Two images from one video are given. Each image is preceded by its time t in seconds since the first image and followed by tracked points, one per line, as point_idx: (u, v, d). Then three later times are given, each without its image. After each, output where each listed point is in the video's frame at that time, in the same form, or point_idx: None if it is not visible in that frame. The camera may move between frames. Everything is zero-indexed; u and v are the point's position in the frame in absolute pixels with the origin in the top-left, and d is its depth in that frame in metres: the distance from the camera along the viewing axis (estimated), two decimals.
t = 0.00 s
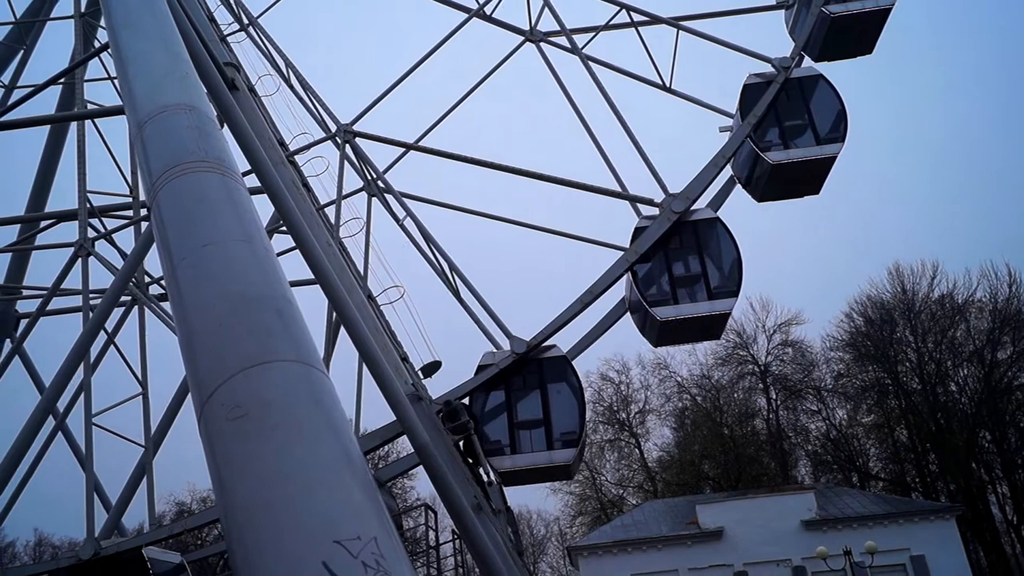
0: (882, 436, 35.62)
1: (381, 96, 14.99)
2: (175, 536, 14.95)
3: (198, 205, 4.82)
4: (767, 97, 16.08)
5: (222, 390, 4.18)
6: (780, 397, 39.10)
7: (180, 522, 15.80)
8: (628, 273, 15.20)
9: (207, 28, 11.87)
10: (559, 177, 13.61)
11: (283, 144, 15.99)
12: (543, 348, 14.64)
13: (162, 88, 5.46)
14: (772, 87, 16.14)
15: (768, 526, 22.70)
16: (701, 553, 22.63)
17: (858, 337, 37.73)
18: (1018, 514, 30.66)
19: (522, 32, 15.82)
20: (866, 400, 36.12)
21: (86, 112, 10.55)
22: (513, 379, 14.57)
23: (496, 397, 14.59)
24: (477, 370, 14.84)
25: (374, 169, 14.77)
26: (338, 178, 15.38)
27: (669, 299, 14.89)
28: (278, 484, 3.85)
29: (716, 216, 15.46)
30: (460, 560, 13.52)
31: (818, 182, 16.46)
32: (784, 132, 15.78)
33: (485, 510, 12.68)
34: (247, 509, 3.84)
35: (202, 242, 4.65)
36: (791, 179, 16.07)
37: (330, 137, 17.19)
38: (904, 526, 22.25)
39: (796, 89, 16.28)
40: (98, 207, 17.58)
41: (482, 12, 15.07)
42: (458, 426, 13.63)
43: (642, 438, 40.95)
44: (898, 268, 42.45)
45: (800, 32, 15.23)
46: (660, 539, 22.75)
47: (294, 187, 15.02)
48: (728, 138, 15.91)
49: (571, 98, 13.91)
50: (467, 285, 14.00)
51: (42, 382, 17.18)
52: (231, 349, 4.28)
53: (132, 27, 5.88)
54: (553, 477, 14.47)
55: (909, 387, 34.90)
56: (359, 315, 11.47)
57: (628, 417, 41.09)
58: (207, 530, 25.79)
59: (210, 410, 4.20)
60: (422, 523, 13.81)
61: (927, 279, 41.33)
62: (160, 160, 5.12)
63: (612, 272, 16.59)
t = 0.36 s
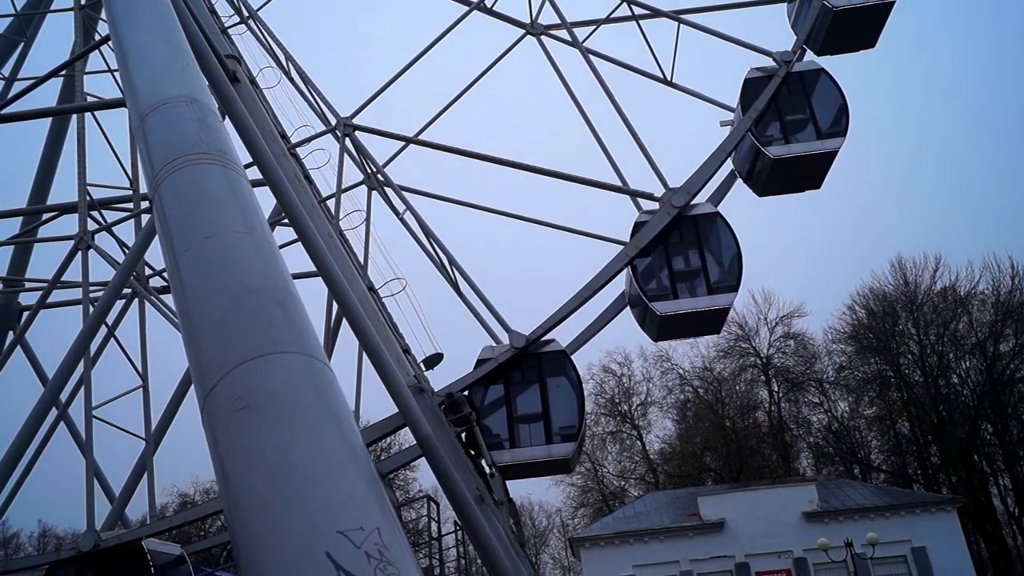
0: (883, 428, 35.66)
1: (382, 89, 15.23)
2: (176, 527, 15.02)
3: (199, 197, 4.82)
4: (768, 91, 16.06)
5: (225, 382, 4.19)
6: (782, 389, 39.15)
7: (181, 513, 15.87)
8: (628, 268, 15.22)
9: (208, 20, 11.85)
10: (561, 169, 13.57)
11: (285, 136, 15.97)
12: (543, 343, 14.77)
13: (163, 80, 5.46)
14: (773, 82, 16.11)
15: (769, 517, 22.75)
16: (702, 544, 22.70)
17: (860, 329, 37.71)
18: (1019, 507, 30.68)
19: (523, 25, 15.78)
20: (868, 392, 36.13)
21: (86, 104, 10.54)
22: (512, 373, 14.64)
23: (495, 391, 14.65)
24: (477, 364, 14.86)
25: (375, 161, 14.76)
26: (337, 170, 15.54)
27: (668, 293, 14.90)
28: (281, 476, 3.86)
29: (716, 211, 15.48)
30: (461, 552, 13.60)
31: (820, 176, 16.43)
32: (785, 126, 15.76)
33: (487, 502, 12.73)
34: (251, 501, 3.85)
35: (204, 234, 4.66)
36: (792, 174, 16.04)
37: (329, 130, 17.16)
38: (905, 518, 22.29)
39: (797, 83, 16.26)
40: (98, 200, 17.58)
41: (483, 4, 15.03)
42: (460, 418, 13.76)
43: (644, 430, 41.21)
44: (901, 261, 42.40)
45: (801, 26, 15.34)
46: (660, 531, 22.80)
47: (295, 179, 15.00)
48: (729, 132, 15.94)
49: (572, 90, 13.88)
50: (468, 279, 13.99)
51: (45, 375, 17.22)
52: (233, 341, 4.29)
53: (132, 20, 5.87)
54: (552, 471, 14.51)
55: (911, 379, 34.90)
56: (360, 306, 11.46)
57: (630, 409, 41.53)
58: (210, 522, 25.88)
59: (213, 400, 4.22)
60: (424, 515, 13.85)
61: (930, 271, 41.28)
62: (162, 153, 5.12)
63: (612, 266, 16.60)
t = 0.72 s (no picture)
0: (889, 416, 35.63)
1: (385, 78, 15.46)
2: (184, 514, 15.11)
3: (206, 185, 4.83)
4: (774, 80, 16.01)
5: (233, 370, 4.21)
6: (787, 377, 39.13)
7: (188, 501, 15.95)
8: (631, 258, 15.29)
9: (212, 8, 11.82)
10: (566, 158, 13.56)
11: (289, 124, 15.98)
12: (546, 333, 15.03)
13: (169, 68, 5.47)
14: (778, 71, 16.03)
15: (775, 505, 22.79)
16: (707, 532, 22.76)
17: (866, 318, 37.62)
18: None
19: (527, 13, 15.72)
20: (874, 380, 36.08)
21: (92, 93, 10.55)
22: (515, 363, 14.93)
23: (498, 381, 14.97)
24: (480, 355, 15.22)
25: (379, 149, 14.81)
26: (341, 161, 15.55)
27: (672, 284, 14.96)
28: (290, 461, 3.88)
29: (720, 201, 15.53)
30: (466, 540, 13.64)
31: (826, 166, 16.35)
32: (790, 116, 15.72)
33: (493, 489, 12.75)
34: (258, 488, 3.87)
35: (210, 222, 4.67)
36: (797, 164, 15.98)
37: (333, 119, 17.16)
38: (911, 505, 22.29)
39: (803, 73, 16.21)
40: (103, 189, 17.61)
41: None
42: (466, 406, 13.63)
43: (649, 418, 41.31)
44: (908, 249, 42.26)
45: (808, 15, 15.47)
46: (666, 518, 22.86)
47: (300, 167, 15.01)
48: (734, 121, 15.94)
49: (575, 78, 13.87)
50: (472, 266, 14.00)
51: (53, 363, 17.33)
52: (240, 328, 4.30)
53: (137, 9, 5.87)
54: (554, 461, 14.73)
55: (917, 367, 34.84)
56: (365, 294, 11.46)
57: (635, 397, 41.60)
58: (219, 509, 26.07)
59: (220, 387, 4.24)
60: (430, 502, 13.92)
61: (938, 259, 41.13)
62: (168, 141, 5.13)
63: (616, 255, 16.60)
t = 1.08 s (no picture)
0: (896, 403, 35.62)
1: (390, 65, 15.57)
2: (192, 498, 15.23)
3: (214, 170, 4.85)
4: (782, 67, 15.95)
5: (242, 355, 4.23)
6: (795, 363, 39.13)
7: (196, 486, 16.06)
8: (637, 246, 15.54)
9: None
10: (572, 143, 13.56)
11: (296, 109, 16.00)
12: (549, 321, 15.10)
13: (175, 53, 5.47)
14: (786, 57, 15.99)
15: (781, 490, 22.84)
16: (714, 517, 22.81)
17: (875, 304, 37.54)
18: None
19: None
20: (882, 366, 36.05)
21: (98, 79, 10.55)
22: (519, 351, 15.05)
23: (501, 368, 15.05)
24: (484, 342, 15.26)
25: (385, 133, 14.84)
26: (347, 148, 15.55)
27: (677, 272, 15.15)
28: (299, 445, 3.91)
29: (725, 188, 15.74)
30: (474, 525, 13.66)
31: (833, 154, 16.29)
32: (798, 103, 15.64)
33: (500, 474, 12.78)
34: (268, 472, 3.90)
35: (219, 206, 4.68)
36: (805, 151, 15.90)
37: (337, 105, 17.14)
38: (918, 492, 22.30)
39: (811, 60, 16.14)
40: (109, 175, 17.64)
41: None
42: (473, 391, 13.82)
43: (656, 404, 41.40)
44: (917, 235, 42.10)
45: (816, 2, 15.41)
46: (673, 504, 22.91)
47: (307, 153, 15.02)
48: (741, 108, 15.88)
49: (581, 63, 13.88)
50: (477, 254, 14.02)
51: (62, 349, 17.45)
52: (249, 313, 4.32)
53: None
54: (557, 448, 14.91)
55: (925, 353, 34.79)
56: (373, 281, 11.48)
57: (642, 383, 41.69)
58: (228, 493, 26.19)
59: (229, 371, 4.26)
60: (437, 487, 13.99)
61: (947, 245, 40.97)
62: (176, 127, 5.14)
63: (621, 243, 16.60)
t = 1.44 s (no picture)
0: (905, 384, 35.82)
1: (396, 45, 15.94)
2: (201, 477, 15.40)
3: (222, 148, 4.85)
4: (792, 48, 15.87)
5: (253, 334, 4.24)
6: (803, 343, 39.04)
7: (206, 465, 16.23)
8: (643, 228, 15.91)
9: None
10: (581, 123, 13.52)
11: (304, 89, 15.97)
12: (555, 305, 15.68)
13: (182, 31, 5.47)
14: (797, 38, 15.89)
15: (788, 470, 22.90)
16: (720, 497, 22.90)
17: (885, 285, 37.36)
18: None
19: None
20: (891, 347, 36.00)
21: (105, 58, 10.55)
22: (524, 334, 15.63)
23: (507, 350, 15.63)
24: (490, 325, 15.87)
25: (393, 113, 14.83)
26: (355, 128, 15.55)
27: (684, 255, 15.39)
28: (309, 423, 3.93)
29: (733, 170, 16.06)
30: (482, 503, 13.73)
31: (844, 137, 16.20)
32: (809, 85, 15.52)
33: (508, 453, 12.82)
34: (279, 450, 3.92)
35: (227, 184, 4.69)
36: (815, 134, 15.80)
37: (343, 85, 17.10)
38: (926, 473, 22.32)
39: (822, 41, 16.02)
40: (116, 155, 17.67)
41: None
42: (481, 370, 13.89)
43: (664, 384, 41.49)
44: (929, 215, 41.76)
45: None
46: (680, 484, 22.98)
47: (315, 132, 15.00)
48: (751, 90, 15.80)
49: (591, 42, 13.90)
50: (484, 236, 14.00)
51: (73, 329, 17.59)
52: (259, 291, 4.34)
53: None
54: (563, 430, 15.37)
55: (935, 335, 34.71)
56: (382, 261, 11.48)
57: (650, 364, 41.77)
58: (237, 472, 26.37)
59: (239, 349, 4.28)
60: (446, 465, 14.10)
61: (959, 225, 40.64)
62: (184, 105, 5.15)
63: (627, 226, 16.62)
